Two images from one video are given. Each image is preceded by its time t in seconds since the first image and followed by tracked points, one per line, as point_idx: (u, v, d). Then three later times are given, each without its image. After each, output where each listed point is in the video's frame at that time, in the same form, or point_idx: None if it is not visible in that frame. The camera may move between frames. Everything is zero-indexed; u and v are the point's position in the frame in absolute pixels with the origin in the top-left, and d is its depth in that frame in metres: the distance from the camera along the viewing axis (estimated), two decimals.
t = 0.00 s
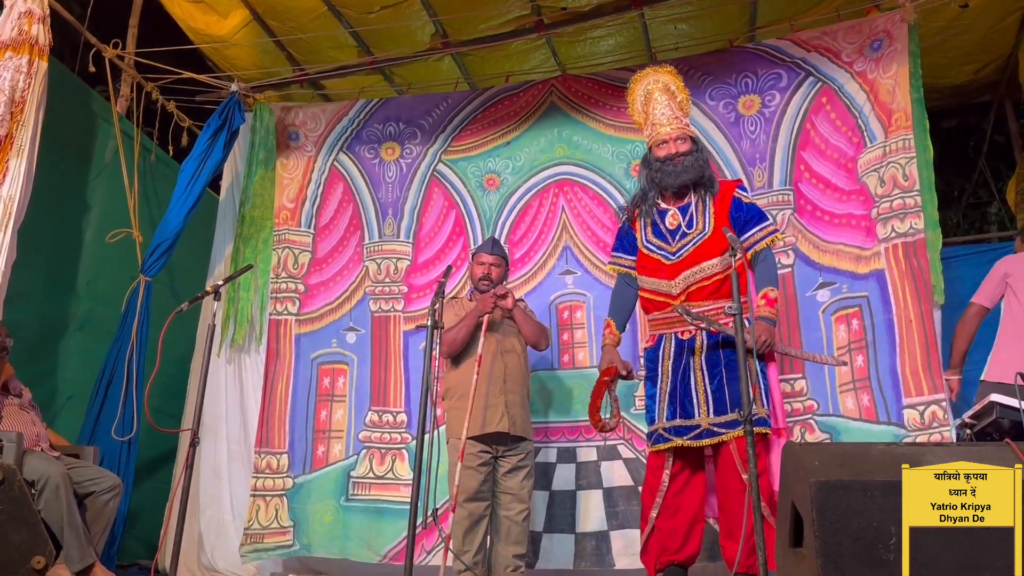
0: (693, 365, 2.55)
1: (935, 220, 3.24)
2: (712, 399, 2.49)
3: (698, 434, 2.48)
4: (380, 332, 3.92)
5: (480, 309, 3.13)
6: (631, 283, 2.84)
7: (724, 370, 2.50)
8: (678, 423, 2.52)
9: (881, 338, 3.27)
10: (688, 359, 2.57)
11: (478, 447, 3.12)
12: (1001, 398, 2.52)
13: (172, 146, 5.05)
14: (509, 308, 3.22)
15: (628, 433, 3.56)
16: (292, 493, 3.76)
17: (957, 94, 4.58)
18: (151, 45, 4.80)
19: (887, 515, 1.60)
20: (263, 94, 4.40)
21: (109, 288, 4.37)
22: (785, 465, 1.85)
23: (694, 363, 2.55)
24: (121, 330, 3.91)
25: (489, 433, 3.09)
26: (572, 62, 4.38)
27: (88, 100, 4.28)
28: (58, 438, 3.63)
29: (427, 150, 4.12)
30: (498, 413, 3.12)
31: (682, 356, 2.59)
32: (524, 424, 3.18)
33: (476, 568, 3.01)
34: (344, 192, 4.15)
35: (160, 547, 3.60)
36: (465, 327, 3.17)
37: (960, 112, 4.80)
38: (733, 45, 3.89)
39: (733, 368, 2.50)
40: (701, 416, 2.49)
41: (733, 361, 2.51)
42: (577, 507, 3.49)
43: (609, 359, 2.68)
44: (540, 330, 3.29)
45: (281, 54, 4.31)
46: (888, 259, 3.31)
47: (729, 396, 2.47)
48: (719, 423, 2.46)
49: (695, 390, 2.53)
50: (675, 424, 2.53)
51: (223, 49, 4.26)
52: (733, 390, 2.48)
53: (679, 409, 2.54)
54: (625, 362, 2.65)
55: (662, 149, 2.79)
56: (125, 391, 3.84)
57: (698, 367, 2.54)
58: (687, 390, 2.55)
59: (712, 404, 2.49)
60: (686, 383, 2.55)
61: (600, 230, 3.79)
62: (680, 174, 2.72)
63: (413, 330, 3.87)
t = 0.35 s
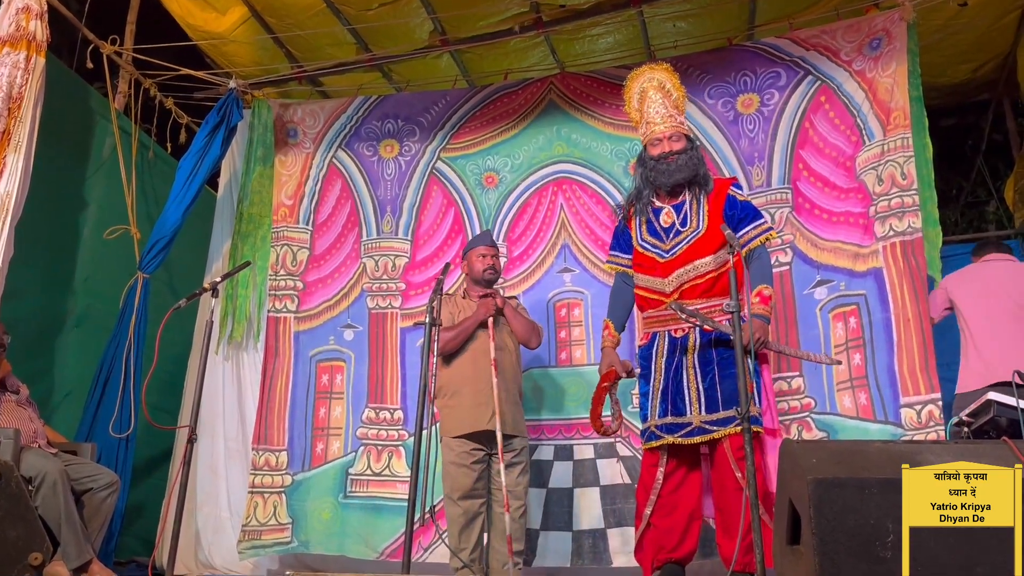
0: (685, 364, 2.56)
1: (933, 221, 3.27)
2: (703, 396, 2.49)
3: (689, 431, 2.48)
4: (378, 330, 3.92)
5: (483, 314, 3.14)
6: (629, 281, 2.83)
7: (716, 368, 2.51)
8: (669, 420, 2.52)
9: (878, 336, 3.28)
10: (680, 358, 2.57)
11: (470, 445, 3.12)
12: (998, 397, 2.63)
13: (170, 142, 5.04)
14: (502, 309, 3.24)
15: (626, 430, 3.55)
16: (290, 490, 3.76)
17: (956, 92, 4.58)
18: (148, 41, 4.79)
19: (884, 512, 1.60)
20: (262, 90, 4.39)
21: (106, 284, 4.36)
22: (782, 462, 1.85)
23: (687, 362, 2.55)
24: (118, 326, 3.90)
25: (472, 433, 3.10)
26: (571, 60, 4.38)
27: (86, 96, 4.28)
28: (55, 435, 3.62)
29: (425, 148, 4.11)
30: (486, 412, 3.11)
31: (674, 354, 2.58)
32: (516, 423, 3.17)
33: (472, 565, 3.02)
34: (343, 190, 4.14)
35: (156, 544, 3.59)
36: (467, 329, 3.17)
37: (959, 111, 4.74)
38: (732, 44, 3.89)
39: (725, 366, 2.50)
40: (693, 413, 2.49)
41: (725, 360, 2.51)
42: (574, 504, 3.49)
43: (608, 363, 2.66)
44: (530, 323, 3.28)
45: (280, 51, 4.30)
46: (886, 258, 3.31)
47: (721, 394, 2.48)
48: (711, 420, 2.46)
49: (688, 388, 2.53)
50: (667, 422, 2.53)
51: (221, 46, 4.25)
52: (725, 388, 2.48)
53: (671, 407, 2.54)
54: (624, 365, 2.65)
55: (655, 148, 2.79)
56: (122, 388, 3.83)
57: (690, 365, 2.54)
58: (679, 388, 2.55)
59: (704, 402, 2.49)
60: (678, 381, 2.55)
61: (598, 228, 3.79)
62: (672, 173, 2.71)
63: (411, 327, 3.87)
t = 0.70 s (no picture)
0: (680, 362, 2.55)
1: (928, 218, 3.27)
2: (697, 394, 2.50)
3: (683, 429, 2.48)
4: (376, 327, 3.92)
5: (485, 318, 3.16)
6: (627, 279, 2.83)
7: (710, 366, 2.50)
8: (663, 417, 2.53)
9: (876, 332, 3.28)
10: (675, 356, 2.57)
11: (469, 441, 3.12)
12: (996, 395, 2.63)
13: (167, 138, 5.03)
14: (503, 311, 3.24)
15: (623, 427, 3.55)
16: (290, 488, 3.77)
17: (953, 91, 4.59)
18: (145, 37, 4.77)
19: (880, 509, 1.61)
20: (260, 87, 4.37)
21: (103, 281, 4.35)
22: (779, 459, 1.86)
23: (681, 359, 2.55)
24: (115, 323, 3.90)
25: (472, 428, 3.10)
26: (569, 57, 4.36)
27: (83, 92, 4.27)
28: (52, 431, 3.61)
29: (423, 145, 4.11)
30: (485, 408, 3.10)
31: (669, 352, 2.59)
32: (516, 419, 3.16)
33: (470, 562, 3.02)
34: (341, 187, 4.14)
35: (153, 541, 3.59)
36: (468, 333, 3.17)
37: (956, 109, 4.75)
38: (730, 40, 3.89)
39: (719, 364, 2.50)
40: (686, 411, 2.49)
41: (720, 357, 2.50)
42: (571, 501, 3.49)
43: (605, 356, 2.68)
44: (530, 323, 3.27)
45: (277, 47, 4.29)
46: (884, 252, 3.32)
47: (715, 392, 2.47)
48: (705, 418, 2.46)
49: (682, 385, 2.53)
50: (662, 419, 2.53)
51: (218, 42, 4.22)
52: (719, 385, 2.48)
53: (665, 404, 2.55)
54: (622, 358, 2.64)
55: (642, 151, 2.83)
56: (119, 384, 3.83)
57: (685, 363, 2.54)
58: (673, 385, 2.55)
59: (698, 399, 2.49)
60: (673, 378, 2.55)
61: (596, 225, 3.79)
62: (652, 176, 2.73)
63: (408, 324, 3.87)
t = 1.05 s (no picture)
0: (674, 357, 2.56)
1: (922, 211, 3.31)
2: (690, 390, 2.50)
3: (676, 424, 2.49)
4: (373, 323, 3.91)
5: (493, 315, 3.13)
6: (625, 276, 2.82)
7: (704, 361, 2.51)
8: (657, 413, 2.53)
9: (873, 330, 3.28)
10: (670, 351, 2.57)
11: (477, 438, 3.12)
12: (991, 392, 2.67)
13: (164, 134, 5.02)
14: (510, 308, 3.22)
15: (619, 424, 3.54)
16: (288, 484, 3.76)
17: (951, 88, 4.59)
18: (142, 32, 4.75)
19: (877, 505, 1.61)
20: (257, 83, 4.36)
21: (99, 276, 4.34)
22: (776, 455, 1.86)
23: (676, 355, 2.56)
24: (112, 318, 3.89)
25: (485, 427, 3.10)
26: (567, 54, 4.37)
27: (80, 88, 4.25)
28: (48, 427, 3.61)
29: (421, 141, 4.10)
30: (495, 408, 3.11)
31: (664, 348, 2.59)
32: (525, 418, 3.15)
33: (468, 557, 3.02)
34: (338, 182, 4.13)
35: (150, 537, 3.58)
36: (477, 332, 3.15)
37: (953, 107, 4.73)
38: (728, 37, 3.88)
39: (713, 360, 2.50)
40: (680, 407, 2.50)
41: (714, 354, 2.51)
42: (567, 497, 3.50)
43: (604, 354, 2.68)
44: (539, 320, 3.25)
45: (274, 43, 4.28)
46: (882, 252, 3.31)
47: (708, 387, 2.47)
48: (698, 414, 2.47)
49: (676, 380, 2.53)
50: (655, 414, 2.54)
51: (215, 38, 4.21)
52: (712, 381, 2.48)
53: (659, 400, 2.55)
54: (620, 356, 2.66)
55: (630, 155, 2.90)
56: (116, 380, 3.82)
57: (679, 359, 2.55)
58: (667, 381, 2.56)
59: (691, 395, 2.49)
60: (667, 374, 2.56)
61: (593, 221, 3.79)
62: (633, 178, 2.82)
63: (406, 320, 3.87)
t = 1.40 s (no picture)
0: (669, 352, 2.56)
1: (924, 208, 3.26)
2: (685, 385, 2.49)
3: (670, 420, 2.49)
4: (369, 319, 3.91)
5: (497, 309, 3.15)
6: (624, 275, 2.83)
7: (697, 357, 2.50)
8: (651, 408, 2.54)
9: (869, 329, 3.29)
10: (665, 346, 2.57)
11: (479, 434, 3.12)
12: (987, 388, 2.69)
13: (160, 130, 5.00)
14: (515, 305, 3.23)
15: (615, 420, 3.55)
16: (285, 480, 3.76)
17: (947, 85, 4.59)
18: (137, 28, 4.74)
19: (872, 501, 1.62)
20: (254, 79, 4.36)
21: (96, 272, 4.33)
22: (772, 451, 1.86)
23: (671, 350, 2.56)
24: (108, 314, 3.88)
25: (485, 424, 3.09)
26: (564, 50, 4.35)
27: (75, 84, 4.24)
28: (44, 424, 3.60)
29: (417, 137, 4.10)
30: (497, 405, 3.10)
31: (660, 342, 2.59)
32: (527, 416, 3.15)
33: (465, 553, 3.03)
34: (334, 178, 4.13)
35: (146, 533, 3.58)
36: (483, 327, 3.15)
37: (950, 104, 4.77)
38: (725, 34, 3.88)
39: (707, 356, 2.49)
40: (674, 402, 2.49)
41: (708, 350, 2.50)
42: (564, 493, 3.50)
43: (604, 355, 2.70)
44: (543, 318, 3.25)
45: (271, 39, 4.27)
46: (878, 250, 3.32)
47: (703, 383, 2.47)
48: (692, 409, 2.46)
49: (670, 376, 2.53)
50: (651, 410, 2.54)
51: (212, 33, 4.20)
52: (707, 377, 2.47)
53: (654, 395, 2.55)
54: (620, 357, 2.68)
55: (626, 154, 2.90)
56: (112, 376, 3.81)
57: (674, 354, 2.54)
58: (662, 376, 2.55)
59: (686, 390, 2.49)
60: (661, 369, 2.55)
61: (589, 217, 3.79)
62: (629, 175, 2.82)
63: (403, 317, 3.87)
